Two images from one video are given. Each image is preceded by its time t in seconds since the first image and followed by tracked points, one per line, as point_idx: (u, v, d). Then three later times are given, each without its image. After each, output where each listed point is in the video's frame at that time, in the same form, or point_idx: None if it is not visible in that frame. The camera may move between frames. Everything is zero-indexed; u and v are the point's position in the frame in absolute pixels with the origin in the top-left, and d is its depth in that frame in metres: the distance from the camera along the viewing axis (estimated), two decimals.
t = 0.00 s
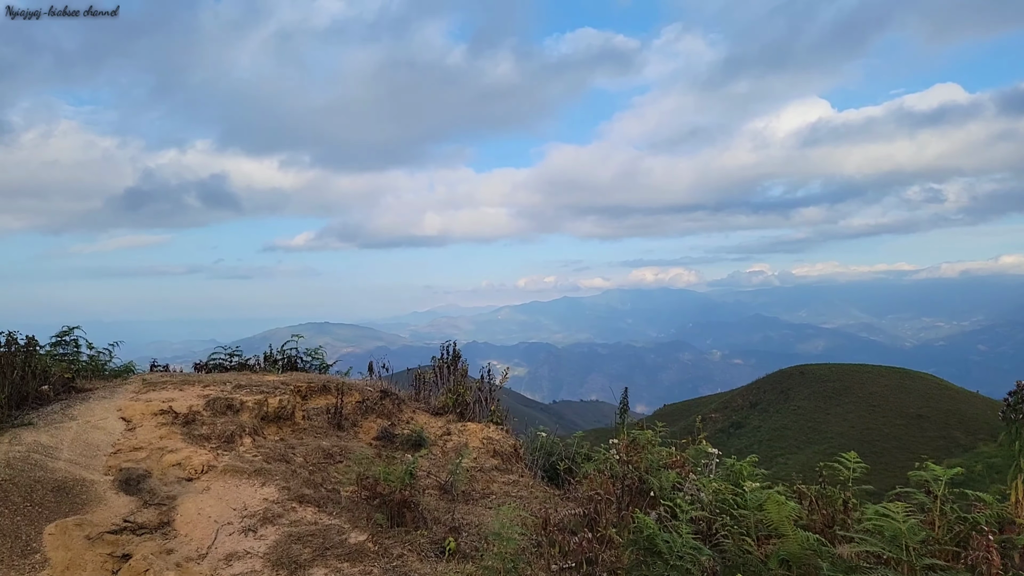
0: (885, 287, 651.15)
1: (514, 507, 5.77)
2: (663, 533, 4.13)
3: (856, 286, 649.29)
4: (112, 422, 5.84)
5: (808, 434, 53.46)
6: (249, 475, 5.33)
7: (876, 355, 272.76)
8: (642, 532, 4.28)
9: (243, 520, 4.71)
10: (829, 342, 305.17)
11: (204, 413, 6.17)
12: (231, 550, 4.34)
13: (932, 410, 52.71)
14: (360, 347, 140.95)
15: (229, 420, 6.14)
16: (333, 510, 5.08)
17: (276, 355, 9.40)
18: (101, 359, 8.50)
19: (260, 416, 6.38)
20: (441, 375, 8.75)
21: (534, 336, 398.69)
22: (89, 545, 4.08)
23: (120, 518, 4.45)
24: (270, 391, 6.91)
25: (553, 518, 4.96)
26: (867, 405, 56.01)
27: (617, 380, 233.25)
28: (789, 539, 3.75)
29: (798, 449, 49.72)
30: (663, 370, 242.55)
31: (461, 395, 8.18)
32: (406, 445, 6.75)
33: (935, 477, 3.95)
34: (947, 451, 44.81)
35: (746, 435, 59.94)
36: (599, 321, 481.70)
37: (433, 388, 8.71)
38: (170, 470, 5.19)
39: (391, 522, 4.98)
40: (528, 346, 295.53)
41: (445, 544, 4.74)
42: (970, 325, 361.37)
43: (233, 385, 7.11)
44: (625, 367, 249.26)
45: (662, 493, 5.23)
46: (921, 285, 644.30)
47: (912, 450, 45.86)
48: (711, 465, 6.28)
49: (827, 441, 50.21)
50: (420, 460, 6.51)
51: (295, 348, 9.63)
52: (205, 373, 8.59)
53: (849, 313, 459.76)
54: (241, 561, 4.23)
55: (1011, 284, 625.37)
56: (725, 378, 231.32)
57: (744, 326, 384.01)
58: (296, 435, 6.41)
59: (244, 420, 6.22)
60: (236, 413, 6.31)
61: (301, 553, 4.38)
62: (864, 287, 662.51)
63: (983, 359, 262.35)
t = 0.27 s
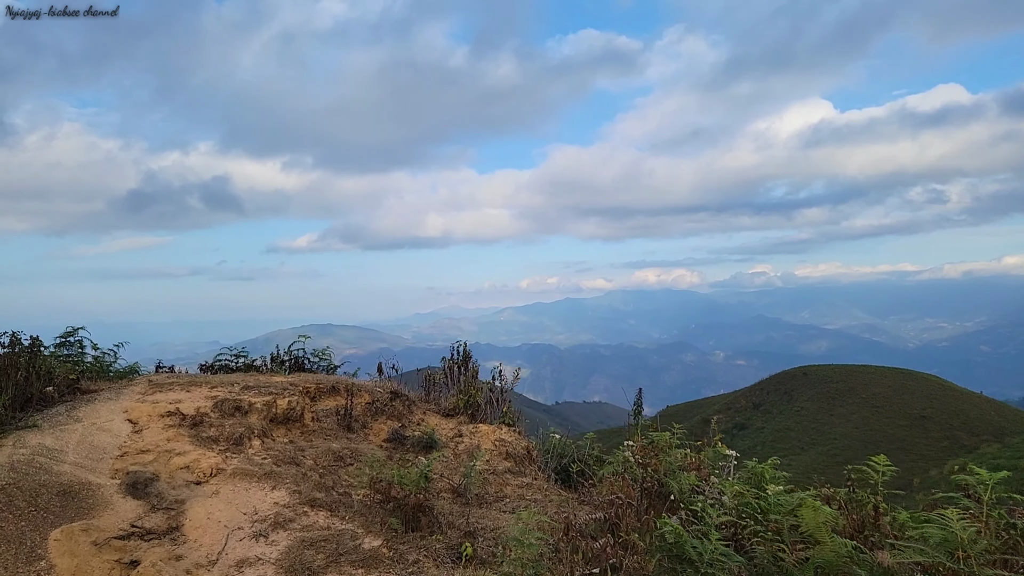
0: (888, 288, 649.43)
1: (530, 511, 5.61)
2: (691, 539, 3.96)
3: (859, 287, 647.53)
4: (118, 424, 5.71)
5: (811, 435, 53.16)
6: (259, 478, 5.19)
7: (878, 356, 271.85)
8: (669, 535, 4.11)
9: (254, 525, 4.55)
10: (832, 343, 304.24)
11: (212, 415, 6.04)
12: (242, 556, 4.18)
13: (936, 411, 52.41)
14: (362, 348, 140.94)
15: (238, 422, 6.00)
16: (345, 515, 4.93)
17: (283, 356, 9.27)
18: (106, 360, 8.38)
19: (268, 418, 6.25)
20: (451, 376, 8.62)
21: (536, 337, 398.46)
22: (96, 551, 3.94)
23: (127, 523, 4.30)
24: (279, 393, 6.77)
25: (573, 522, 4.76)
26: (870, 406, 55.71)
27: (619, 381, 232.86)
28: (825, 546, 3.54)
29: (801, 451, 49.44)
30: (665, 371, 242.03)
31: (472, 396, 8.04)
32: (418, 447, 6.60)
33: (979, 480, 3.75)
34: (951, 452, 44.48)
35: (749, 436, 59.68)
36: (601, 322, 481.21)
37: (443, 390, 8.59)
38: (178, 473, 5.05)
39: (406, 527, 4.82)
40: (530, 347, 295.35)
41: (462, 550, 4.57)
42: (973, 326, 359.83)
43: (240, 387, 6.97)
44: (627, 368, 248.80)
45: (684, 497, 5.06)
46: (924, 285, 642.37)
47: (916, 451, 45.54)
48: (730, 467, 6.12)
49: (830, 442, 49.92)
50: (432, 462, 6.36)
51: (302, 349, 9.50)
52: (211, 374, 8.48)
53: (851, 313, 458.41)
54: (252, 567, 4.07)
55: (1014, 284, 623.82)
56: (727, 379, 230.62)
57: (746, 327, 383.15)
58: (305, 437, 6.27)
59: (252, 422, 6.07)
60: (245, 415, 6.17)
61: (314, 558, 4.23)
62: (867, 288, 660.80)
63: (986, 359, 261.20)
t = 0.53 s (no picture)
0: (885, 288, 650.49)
1: (542, 517, 5.46)
2: (715, 546, 3.82)
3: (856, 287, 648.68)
4: (118, 428, 5.56)
5: (810, 435, 53.11)
6: (265, 484, 5.05)
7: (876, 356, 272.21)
8: (691, 543, 3.97)
9: (260, 533, 4.39)
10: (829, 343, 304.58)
11: (215, 419, 5.90)
12: (248, 565, 4.02)
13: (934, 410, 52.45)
14: (361, 349, 140.75)
15: (241, 426, 5.85)
16: (353, 521, 4.78)
17: (285, 358, 9.13)
18: (106, 362, 8.25)
19: (272, 422, 6.11)
20: (457, 378, 8.50)
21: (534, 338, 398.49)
22: (97, 562, 3.79)
23: (129, 531, 4.16)
24: (283, 395, 6.63)
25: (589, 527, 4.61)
26: (868, 405, 55.72)
27: (617, 381, 232.89)
28: (859, 557, 3.40)
29: (800, 451, 49.37)
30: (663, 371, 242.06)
31: (479, 399, 7.90)
32: (425, 451, 6.45)
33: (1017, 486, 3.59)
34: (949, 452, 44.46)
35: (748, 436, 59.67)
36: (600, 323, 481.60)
37: (449, 392, 8.47)
38: (181, 480, 4.91)
39: (417, 535, 4.67)
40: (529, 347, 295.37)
41: (475, 557, 4.41)
42: (970, 326, 360.40)
43: (243, 390, 6.82)
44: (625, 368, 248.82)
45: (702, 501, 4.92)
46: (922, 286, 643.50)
47: (914, 451, 45.51)
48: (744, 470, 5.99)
49: (829, 442, 49.84)
50: (440, 466, 6.21)
51: (305, 350, 9.36)
52: (212, 376, 8.34)
53: (849, 313, 459.07)
54: None
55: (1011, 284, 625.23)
56: (725, 379, 230.70)
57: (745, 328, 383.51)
58: (310, 441, 6.13)
59: (256, 426, 5.93)
60: (248, 418, 6.03)
61: (322, 567, 4.07)
62: (864, 288, 661.76)
63: (984, 360, 261.64)
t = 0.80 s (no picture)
0: (870, 288, 658.06)
1: (540, 521, 5.35)
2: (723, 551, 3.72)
3: (841, 288, 657.21)
4: (101, 433, 5.37)
5: (796, 434, 53.55)
6: (254, 491, 4.88)
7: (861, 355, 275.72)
8: (696, 548, 3.88)
9: (250, 543, 4.23)
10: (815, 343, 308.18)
11: (202, 423, 5.71)
12: None
13: (917, 409, 53.18)
14: (348, 351, 139.67)
15: (230, 430, 5.68)
16: (347, 529, 4.63)
17: (274, 360, 8.93)
18: (88, 365, 8.00)
19: (261, 426, 5.93)
20: (451, 380, 8.37)
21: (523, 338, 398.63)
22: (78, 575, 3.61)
23: (111, 542, 3.97)
24: (273, 399, 6.46)
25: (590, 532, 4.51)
26: (853, 404, 56.35)
27: (606, 382, 233.60)
28: (877, 563, 3.32)
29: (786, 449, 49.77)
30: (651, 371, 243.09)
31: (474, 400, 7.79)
32: (418, 454, 6.30)
33: None
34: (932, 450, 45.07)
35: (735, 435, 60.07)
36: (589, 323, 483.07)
37: (443, 394, 8.34)
38: (166, 487, 4.72)
39: (414, 543, 4.53)
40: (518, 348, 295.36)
41: (474, 564, 4.28)
42: (952, 326, 366.30)
43: (231, 393, 6.64)
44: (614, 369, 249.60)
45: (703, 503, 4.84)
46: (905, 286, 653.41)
47: (898, 449, 46.07)
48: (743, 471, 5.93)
49: (815, 441, 50.29)
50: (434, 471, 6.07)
51: (294, 352, 9.17)
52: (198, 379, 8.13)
53: (834, 314, 464.78)
54: None
55: (991, 285, 637.17)
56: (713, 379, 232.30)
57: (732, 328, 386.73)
58: (301, 445, 5.97)
59: (245, 430, 5.76)
60: (237, 422, 5.85)
61: None
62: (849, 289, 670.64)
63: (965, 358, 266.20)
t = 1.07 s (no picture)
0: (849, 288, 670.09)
1: (533, 525, 5.25)
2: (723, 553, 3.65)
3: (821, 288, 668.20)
4: (75, 438, 5.14)
5: (778, 432, 54.22)
6: (237, 498, 4.70)
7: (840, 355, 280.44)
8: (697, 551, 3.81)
9: (233, 552, 4.05)
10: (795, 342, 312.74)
11: (181, 427, 5.51)
12: None
13: (895, 407, 54.20)
14: (331, 351, 138.01)
15: (211, 434, 5.48)
16: (335, 537, 4.48)
17: (256, 360, 8.71)
18: (61, 367, 7.71)
19: (244, 429, 5.74)
20: (440, 381, 8.25)
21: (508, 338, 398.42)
22: None
23: (86, 553, 3.76)
24: (256, 401, 6.26)
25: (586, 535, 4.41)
26: (833, 403, 57.25)
27: (590, 382, 234.28)
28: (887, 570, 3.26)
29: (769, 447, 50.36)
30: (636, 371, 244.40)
31: (464, 401, 7.68)
32: (407, 458, 6.15)
33: None
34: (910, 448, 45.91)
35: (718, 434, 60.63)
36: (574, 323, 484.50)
37: (431, 395, 8.22)
38: (144, 494, 4.53)
39: (406, 551, 4.39)
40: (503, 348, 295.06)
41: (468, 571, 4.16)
42: (928, 325, 374.26)
43: (212, 395, 6.42)
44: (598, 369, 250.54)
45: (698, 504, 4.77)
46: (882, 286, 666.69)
47: (877, 447, 46.84)
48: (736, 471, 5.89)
49: (796, 439, 50.93)
50: (423, 475, 5.93)
51: (276, 353, 8.95)
52: (176, 381, 7.88)
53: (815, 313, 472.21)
54: None
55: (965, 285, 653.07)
56: (696, 379, 234.32)
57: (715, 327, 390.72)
58: (285, 449, 5.78)
59: (227, 434, 5.57)
60: (218, 426, 5.66)
61: None
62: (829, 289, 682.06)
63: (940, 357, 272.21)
